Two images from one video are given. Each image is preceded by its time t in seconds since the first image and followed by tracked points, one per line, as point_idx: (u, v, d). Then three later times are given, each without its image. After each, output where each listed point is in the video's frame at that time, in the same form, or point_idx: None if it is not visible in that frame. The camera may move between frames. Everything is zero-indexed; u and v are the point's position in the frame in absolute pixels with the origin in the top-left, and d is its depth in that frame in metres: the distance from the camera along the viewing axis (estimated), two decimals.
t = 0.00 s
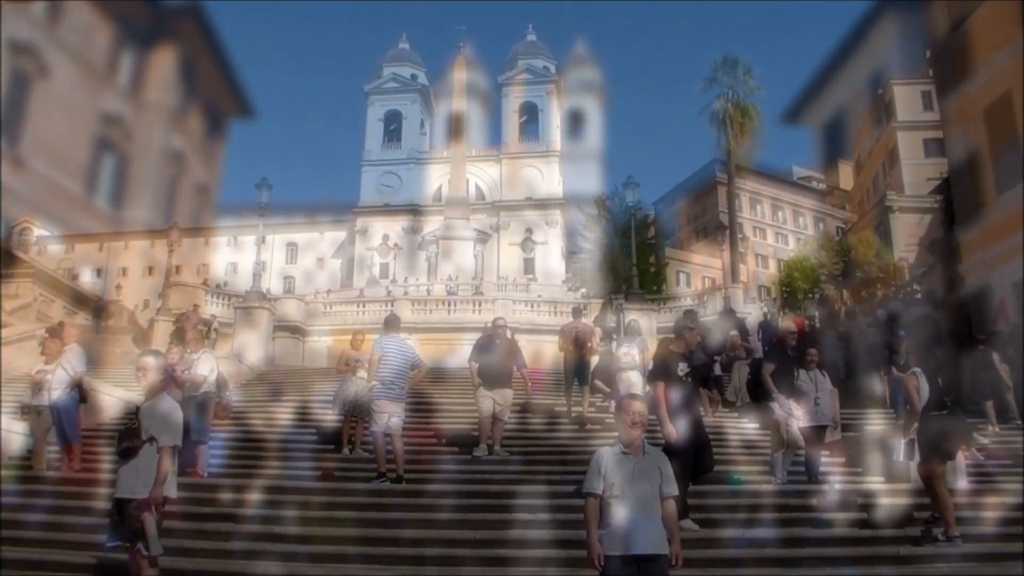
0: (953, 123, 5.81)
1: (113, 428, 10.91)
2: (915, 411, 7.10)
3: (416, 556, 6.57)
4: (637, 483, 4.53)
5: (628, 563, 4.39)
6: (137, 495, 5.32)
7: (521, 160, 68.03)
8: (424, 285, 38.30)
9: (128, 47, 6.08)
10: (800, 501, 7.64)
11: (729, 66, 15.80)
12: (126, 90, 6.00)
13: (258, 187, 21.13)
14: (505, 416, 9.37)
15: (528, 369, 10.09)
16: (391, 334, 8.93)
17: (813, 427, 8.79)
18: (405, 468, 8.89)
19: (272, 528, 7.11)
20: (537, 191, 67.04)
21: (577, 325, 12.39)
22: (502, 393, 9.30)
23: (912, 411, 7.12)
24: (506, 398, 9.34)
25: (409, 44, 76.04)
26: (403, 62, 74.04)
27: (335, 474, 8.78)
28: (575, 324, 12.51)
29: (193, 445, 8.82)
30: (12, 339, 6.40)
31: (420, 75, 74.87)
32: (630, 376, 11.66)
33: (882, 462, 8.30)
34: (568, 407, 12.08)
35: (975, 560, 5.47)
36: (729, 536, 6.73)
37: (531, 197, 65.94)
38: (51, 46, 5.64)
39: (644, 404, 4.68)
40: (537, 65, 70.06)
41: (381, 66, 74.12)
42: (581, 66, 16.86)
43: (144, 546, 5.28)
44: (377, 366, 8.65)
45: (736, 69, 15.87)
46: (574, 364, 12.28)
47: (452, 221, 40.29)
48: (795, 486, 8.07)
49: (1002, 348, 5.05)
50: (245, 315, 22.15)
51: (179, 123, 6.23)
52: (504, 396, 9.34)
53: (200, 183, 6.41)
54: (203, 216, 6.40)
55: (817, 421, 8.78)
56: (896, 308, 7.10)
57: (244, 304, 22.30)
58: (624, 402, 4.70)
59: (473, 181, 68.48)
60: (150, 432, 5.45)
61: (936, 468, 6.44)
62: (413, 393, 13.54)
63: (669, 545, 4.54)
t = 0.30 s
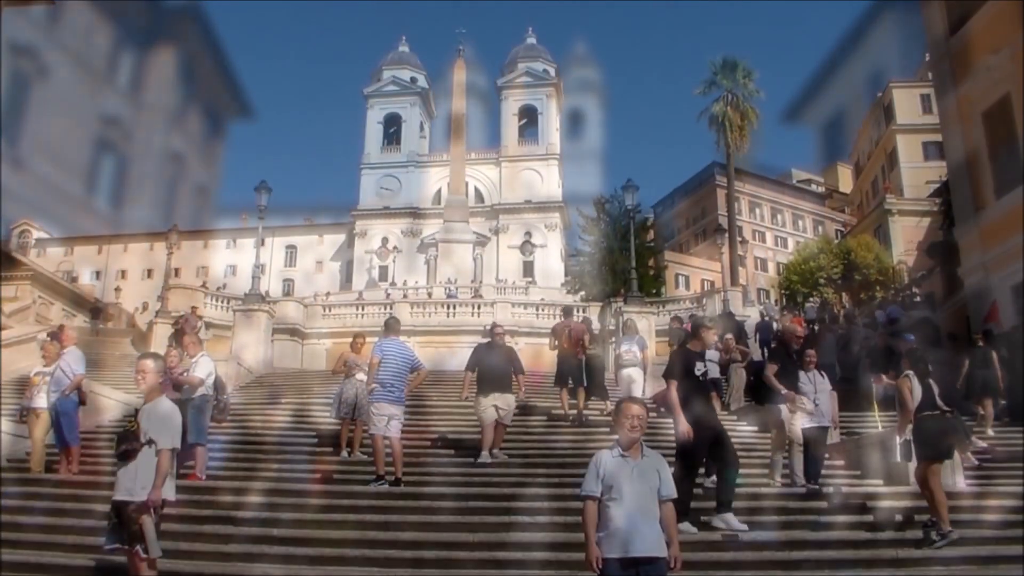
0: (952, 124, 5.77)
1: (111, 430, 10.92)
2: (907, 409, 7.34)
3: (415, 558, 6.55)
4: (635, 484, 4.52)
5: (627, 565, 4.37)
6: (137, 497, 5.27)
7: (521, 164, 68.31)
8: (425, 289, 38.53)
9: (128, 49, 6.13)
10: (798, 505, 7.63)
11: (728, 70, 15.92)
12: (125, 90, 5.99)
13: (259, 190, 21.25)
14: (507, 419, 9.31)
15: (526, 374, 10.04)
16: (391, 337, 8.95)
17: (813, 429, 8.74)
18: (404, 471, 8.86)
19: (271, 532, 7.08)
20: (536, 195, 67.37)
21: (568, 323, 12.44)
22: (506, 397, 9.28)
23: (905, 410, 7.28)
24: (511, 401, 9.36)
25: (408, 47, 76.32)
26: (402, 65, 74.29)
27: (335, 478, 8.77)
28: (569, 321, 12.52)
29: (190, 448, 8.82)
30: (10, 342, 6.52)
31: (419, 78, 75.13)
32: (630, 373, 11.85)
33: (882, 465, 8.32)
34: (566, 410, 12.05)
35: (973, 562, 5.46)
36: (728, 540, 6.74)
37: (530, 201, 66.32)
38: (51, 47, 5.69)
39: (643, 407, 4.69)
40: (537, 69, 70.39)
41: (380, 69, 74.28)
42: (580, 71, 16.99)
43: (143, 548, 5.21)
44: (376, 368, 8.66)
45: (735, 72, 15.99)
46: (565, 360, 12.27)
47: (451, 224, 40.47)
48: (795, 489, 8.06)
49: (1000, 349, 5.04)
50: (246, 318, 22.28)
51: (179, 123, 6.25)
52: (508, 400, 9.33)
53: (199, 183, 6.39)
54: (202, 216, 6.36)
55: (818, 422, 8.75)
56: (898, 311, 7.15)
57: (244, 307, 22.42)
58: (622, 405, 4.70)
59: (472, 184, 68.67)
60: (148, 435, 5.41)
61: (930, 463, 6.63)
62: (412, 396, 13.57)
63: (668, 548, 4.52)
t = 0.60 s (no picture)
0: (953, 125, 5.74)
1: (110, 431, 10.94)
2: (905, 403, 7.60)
3: (414, 560, 6.53)
4: (635, 485, 4.50)
5: (627, 566, 4.35)
6: (136, 499, 5.24)
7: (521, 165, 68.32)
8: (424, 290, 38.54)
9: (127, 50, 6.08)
10: (797, 505, 7.63)
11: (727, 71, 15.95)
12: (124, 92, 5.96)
13: (259, 192, 21.22)
14: (508, 425, 9.13)
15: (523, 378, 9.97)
16: (391, 339, 8.95)
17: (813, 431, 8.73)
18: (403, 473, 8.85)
19: (270, 534, 7.07)
20: (535, 196, 66.85)
21: (564, 321, 11.95)
22: (504, 403, 9.14)
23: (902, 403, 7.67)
24: (511, 407, 9.20)
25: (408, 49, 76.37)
26: (402, 67, 74.31)
27: (334, 479, 8.76)
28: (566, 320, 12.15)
29: (189, 450, 8.82)
30: (9, 343, 6.55)
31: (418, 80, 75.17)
32: (633, 373, 11.96)
33: (882, 465, 8.35)
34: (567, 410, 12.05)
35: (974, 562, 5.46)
36: (725, 542, 6.76)
37: (529, 202, 65.88)
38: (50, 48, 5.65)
39: (641, 408, 4.68)
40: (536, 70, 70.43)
41: (380, 70, 74.29)
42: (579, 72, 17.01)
43: (142, 551, 5.14)
44: (376, 369, 8.66)
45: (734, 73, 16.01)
46: (563, 362, 11.91)
47: (450, 226, 40.45)
48: (795, 491, 8.05)
49: (994, 347, 5.06)
50: (247, 320, 22.25)
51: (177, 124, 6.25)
52: (504, 407, 9.15)
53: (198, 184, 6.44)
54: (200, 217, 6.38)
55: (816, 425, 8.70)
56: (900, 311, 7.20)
57: (245, 308, 22.44)
58: (623, 407, 4.68)
59: (472, 186, 68.51)
60: (148, 436, 5.40)
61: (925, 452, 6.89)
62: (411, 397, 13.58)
63: (667, 549, 4.51)
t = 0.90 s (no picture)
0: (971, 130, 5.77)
1: (109, 433, 10.91)
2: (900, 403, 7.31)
3: (415, 562, 6.52)
4: (636, 487, 4.49)
5: (627, 567, 4.34)
6: (137, 502, 5.16)
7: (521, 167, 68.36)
8: (425, 292, 38.54)
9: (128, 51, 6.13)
10: (797, 505, 7.63)
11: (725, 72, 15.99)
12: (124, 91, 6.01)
13: (259, 194, 21.24)
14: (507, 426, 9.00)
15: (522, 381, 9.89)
16: (391, 340, 8.94)
17: (821, 431, 8.24)
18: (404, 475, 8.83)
19: (272, 535, 7.07)
20: (535, 198, 66.77)
21: (563, 324, 11.81)
22: (502, 404, 9.03)
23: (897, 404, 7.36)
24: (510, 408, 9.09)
25: (408, 51, 76.46)
26: (402, 69, 74.39)
27: (335, 481, 8.75)
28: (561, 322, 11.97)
29: (190, 451, 8.81)
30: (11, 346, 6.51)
31: (418, 82, 75.25)
32: (642, 376, 11.89)
33: (883, 465, 8.36)
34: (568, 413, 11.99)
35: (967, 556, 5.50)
36: (726, 542, 6.74)
37: (529, 204, 65.82)
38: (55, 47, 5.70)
39: (642, 410, 4.66)
40: (536, 72, 70.59)
41: (380, 72, 74.42)
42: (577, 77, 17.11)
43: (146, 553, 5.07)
44: (376, 371, 8.63)
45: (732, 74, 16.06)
46: (561, 366, 11.69)
47: (451, 227, 40.46)
48: (796, 491, 8.04)
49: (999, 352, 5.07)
50: (247, 322, 22.26)
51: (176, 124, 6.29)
52: (504, 409, 9.06)
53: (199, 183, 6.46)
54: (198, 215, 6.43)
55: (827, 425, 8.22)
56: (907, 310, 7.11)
57: (245, 311, 22.45)
58: (623, 408, 4.68)
59: (472, 188, 68.52)
60: (149, 438, 5.34)
61: (919, 453, 6.65)
62: (411, 399, 13.59)
63: (668, 550, 4.50)
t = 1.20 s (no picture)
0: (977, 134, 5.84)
1: (108, 434, 10.92)
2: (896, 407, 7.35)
3: (415, 564, 6.51)
4: (634, 490, 4.48)
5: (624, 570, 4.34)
6: (135, 503, 5.14)
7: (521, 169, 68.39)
8: (425, 294, 38.53)
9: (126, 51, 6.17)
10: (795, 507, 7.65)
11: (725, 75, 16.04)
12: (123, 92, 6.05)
13: (259, 196, 21.23)
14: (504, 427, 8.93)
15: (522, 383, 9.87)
16: (390, 342, 8.94)
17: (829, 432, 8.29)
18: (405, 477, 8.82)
19: (271, 537, 7.07)
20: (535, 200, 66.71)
21: (559, 324, 11.81)
22: (502, 406, 8.99)
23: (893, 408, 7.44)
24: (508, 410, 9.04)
25: (408, 52, 76.52)
26: (401, 70, 74.44)
27: (334, 483, 8.76)
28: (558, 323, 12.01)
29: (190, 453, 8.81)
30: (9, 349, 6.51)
31: (418, 84, 75.30)
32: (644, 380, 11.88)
33: (882, 468, 8.38)
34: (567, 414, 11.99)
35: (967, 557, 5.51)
36: (723, 545, 6.73)
37: (529, 206, 65.80)
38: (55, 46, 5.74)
39: (639, 412, 4.68)
40: (536, 74, 70.69)
41: (380, 74, 74.50)
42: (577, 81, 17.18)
43: (144, 554, 5.06)
44: (376, 373, 8.61)
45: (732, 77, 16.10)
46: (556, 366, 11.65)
47: (450, 229, 40.48)
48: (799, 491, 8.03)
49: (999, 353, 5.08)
50: (247, 323, 22.26)
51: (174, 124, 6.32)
52: (503, 410, 9.02)
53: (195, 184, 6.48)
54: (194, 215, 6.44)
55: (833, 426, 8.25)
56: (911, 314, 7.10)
57: (245, 312, 22.45)
58: (622, 412, 4.68)
59: (472, 189, 68.51)
60: (148, 440, 5.34)
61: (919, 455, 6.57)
62: (411, 401, 13.60)
63: (665, 554, 4.49)
